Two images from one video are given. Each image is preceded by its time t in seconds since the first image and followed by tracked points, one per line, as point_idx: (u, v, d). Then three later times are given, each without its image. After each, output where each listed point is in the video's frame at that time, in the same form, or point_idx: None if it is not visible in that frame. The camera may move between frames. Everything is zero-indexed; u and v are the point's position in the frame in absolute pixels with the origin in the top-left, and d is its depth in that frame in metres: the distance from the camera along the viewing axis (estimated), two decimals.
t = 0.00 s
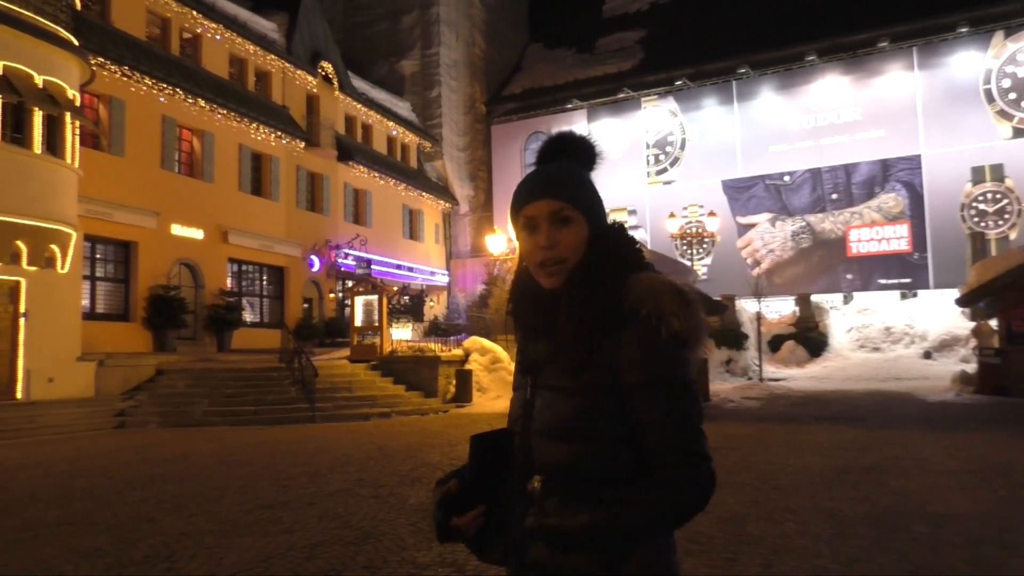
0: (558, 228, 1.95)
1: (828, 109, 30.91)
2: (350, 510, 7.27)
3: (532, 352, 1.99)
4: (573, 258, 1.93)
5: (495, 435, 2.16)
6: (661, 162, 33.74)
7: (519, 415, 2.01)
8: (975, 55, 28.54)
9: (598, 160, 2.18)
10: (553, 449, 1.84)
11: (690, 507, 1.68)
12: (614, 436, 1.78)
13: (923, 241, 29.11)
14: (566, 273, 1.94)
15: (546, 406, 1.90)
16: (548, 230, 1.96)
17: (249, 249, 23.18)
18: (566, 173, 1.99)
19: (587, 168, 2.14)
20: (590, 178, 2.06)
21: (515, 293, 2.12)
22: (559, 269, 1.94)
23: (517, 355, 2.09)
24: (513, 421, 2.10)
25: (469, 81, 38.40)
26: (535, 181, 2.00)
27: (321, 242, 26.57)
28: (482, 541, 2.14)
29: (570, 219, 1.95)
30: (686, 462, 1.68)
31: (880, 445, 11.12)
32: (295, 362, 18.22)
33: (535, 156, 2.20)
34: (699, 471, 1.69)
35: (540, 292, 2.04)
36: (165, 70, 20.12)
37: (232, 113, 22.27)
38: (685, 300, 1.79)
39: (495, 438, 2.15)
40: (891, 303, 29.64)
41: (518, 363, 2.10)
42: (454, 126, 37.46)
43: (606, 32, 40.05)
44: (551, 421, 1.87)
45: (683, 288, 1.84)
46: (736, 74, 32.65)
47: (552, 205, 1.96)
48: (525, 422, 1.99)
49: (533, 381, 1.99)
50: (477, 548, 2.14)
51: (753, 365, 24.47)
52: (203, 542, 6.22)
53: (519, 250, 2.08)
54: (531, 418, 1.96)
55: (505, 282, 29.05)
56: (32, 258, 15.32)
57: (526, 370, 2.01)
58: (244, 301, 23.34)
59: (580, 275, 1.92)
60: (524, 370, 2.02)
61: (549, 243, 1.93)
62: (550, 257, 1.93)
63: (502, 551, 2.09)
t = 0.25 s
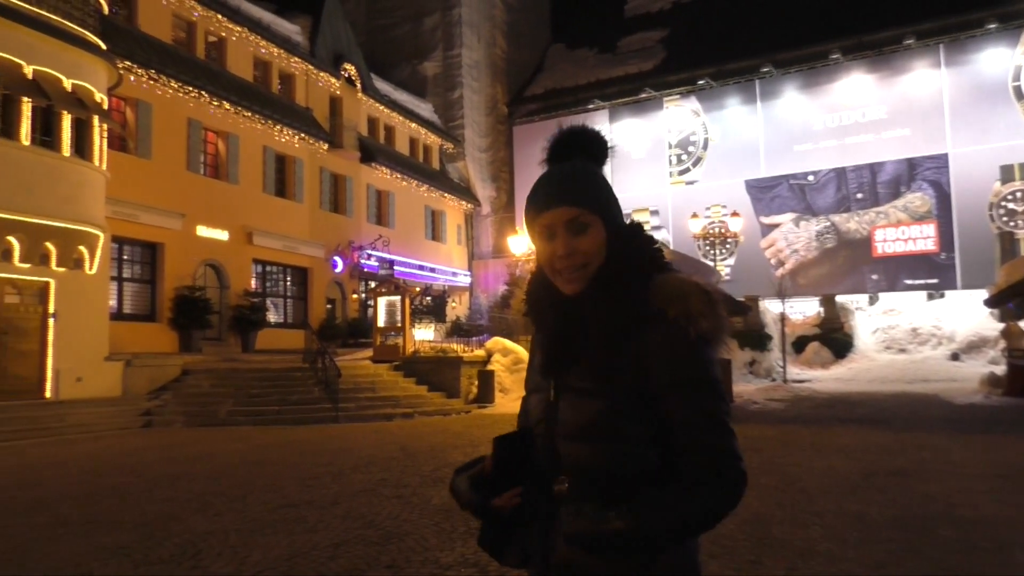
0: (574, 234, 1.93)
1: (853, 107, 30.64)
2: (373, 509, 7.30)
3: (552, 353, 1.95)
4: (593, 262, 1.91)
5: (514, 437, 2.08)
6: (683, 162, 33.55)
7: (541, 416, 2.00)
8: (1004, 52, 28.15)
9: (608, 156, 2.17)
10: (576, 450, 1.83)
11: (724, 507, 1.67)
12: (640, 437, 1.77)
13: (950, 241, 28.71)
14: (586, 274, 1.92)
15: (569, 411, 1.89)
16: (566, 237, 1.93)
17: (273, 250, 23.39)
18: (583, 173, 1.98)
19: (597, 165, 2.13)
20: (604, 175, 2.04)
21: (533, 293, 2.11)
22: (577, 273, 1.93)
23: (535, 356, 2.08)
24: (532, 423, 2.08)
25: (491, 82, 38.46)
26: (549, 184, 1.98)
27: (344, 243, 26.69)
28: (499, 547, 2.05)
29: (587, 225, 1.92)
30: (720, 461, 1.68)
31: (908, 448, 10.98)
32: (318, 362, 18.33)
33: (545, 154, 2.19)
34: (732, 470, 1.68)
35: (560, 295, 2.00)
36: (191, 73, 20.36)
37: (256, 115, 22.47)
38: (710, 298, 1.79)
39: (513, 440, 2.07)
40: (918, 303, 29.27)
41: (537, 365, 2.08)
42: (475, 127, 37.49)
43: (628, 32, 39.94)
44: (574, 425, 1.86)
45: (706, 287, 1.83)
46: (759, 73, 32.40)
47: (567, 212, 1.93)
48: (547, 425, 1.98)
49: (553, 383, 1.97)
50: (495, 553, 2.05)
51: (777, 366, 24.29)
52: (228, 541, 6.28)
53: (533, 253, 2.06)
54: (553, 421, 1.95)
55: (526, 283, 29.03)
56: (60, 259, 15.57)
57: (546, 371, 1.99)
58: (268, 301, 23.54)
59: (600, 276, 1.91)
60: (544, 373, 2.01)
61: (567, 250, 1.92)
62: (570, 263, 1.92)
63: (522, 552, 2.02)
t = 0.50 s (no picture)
0: (564, 264, 1.90)
1: (879, 106, 30.30)
2: (395, 508, 7.32)
3: (568, 358, 1.97)
4: (593, 279, 1.90)
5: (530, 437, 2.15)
6: (706, 162, 33.51)
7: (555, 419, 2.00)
8: None
9: (612, 156, 2.09)
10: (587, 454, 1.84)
11: (736, 513, 1.66)
12: (653, 443, 1.75)
13: (979, 242, 28.23)
14: (592, 284, 1.91)
15: (582, 415, 1.88)
16: (556, 267, 1.91)
17: (296, 250, 23.56)
18: (575, 191, 1.91)
19: (598, 172, 2.04)
20: (606, 182, 1.98)
21: (544, 299, 2.10)
22: (578, 293, 1.93)
23: (549, 358, 2.08)
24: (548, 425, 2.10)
25: (513, 82, 38.43)
26: (539, 207, 1.94)
27: (367, 243, 26.85)
28: (515, 543, 2.10)
29: (577, 254, 1.89)
30: (732, 468, 1.67)
31: (935, 451, 10.84)
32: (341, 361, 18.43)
33: (542, 156, 2.11)
34: (744, 478, 1.66)
35: (567, 312, 2.03)
36: (215, 74, 20.55)
37: (280, 116, 22.64)
38: (725, 304, 1.77)
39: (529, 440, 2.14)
40: (946, 305, 28.86)
41: (551, 367, 2.08)
42: (497, 127, 37.48)
43: (650, 32, 39.78)
44: (586, 430, 1.86)
45: (722, 293, 1.81)
46: (784, 72, 32.03)
47: (551, 244, 1.90)
48: (561, 427, 1.98)
49: (568, 386, 1.98)
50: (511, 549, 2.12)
51: (801, 367, 24.05)
52: (252, 539, 6.33)
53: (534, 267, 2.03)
54: (566, 423, 1.95)
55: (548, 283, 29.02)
56: (88, 259, 15.80)
57: (560, 375, 2.00)
58: (291, 301, 23.72)
59: (607, 285, 1.90)
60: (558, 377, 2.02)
61: (559, 282, 1.92)
62: (564, 287, 1.92)
63: (535, 554, 2.03)
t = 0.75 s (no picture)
0: (549, 274, 1.84)
1: (904, 105, 30.02)
2: (414, 508, 7.32)
3: (555, 371, 1.95)
4: (576, 287, 1.85)
5: (527, 446, 2.09)
6: (728, 162, 33.32)
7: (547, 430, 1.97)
8: None
9: (598, 157, 2.03)
10: (575, 470, 1.81)
11: (730, 529, 1.60)
12: (643, 457, 1.70)
13: (1006, 243, 27.80)
14: (575, 294, 1.86)
15: (571, 427, 1.84)
16: (539, 276, 1.86)
17: (318, 250, 23.73)
18: (562, 195, 1.86)
19: (584, 175, 1.99)
20: (591, 185, 1.93)
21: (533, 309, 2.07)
22: (561, 303, 1.88)
23: (540, 365, 2.03)
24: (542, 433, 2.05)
25: (533, 83, 38.42)
26: (523, 212, 1.88)
27: (388, 243, 26.97)
28: (518, 551, 2.03)
29: (560, 264, 1.83)
30: (727, 485, 1.60)
31: (960, 453, 10.70)
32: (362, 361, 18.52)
33: (527, 160, 2.06)
34: (737, 492, 1.60)
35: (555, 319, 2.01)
36: (239, 75, 20.75)
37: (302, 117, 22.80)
38: (717, 310, 1.68)
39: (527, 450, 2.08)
40: (972, 306, 28.51)
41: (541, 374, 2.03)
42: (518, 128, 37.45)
43: (671, 31, 39.61)
44: (574, 443, 1.82)
45: (714, 296, 1.72)
46: (807, 71, 31.69)
47: (535, 255, 1.85)
48: (553, 436, 1.92)
49: (557, 401, 1.95)
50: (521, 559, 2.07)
51: (824, 369, 23.85)
52: (274, 537, 6.35)
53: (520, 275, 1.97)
54: (558, 433, 1.90)
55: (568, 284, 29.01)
56: (112, 259, 15.97)
57: (550, 388, 1.97)
58: (313, 300, 23.86)
59: (591, 292, 1.85)
60: (548, 389, 1.99)
61: (546, 290, 1.86)
62: (548, 297, 1.87)
63: (538, 557, 1.99)
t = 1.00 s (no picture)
0: (534, 244, 1.82)
1: (928, 104, 29.61)
2: (433, 507, 7.33)
3: (523, 377, 1.96)
4: (555, 272, 1.82)
5: (500, 453, 2.06)
6: (748, 161, 33.01)
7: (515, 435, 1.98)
8: None
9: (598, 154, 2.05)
10: (544, 478, 1.83)
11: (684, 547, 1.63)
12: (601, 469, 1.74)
13: None
14: (552, 281, 1.83)
15: (538, 433, 1.85)
16: (525, 245, 1.83)
17: (337, 249, 23.86)
18: (554, 178, 1.85)
19: (583, 169, 2.01)
20: (586, 176, 1.93)
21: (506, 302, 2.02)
22: (540, 283, 1.84)
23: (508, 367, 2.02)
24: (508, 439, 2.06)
25: (553, 82, 38.38)
26: (519, 184, 1.87)
27: (406, 243, 27.05)
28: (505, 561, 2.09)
29: (549, 236, 1.82)
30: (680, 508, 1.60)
31: (983, 456, 10.57)
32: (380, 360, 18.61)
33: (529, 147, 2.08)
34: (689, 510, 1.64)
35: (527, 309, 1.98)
36: (259, 75, 20.90)
37: (321, 117, 22.93)
38: (682, 327, 1.66)
39: (500, 456, 2.06)
40: (997, 308, 28.14)
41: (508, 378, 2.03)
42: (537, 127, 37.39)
43: (691, 31, 39.42)
44: (539, 452, 1.84)
45: (681, 306, 1.70)
46: (829, 70, 31.50)
47: (525, 220, 1.83)
48: (521, 444, 1.95)
49: (524, 406, 1.95)
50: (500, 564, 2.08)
51: (845, 370, 23.63)
52: (293, 535, 6.38)
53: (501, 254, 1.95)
54: (525, 441, 1.93)
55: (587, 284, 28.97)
56: (134, 259, 16.26)
57: (518, 394, 1.98)
58: (332, 300, 23.99)
59: (565, 289, 1.82)
60: (515, 395, 1.99)
61: (526, 260, 1.83)
62: (529, 273, 1.83)
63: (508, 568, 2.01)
